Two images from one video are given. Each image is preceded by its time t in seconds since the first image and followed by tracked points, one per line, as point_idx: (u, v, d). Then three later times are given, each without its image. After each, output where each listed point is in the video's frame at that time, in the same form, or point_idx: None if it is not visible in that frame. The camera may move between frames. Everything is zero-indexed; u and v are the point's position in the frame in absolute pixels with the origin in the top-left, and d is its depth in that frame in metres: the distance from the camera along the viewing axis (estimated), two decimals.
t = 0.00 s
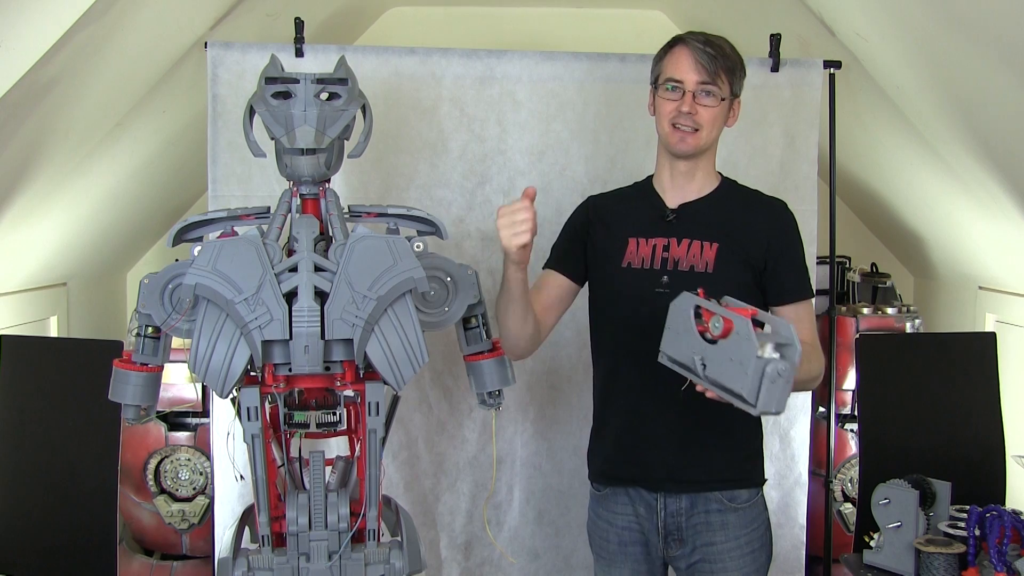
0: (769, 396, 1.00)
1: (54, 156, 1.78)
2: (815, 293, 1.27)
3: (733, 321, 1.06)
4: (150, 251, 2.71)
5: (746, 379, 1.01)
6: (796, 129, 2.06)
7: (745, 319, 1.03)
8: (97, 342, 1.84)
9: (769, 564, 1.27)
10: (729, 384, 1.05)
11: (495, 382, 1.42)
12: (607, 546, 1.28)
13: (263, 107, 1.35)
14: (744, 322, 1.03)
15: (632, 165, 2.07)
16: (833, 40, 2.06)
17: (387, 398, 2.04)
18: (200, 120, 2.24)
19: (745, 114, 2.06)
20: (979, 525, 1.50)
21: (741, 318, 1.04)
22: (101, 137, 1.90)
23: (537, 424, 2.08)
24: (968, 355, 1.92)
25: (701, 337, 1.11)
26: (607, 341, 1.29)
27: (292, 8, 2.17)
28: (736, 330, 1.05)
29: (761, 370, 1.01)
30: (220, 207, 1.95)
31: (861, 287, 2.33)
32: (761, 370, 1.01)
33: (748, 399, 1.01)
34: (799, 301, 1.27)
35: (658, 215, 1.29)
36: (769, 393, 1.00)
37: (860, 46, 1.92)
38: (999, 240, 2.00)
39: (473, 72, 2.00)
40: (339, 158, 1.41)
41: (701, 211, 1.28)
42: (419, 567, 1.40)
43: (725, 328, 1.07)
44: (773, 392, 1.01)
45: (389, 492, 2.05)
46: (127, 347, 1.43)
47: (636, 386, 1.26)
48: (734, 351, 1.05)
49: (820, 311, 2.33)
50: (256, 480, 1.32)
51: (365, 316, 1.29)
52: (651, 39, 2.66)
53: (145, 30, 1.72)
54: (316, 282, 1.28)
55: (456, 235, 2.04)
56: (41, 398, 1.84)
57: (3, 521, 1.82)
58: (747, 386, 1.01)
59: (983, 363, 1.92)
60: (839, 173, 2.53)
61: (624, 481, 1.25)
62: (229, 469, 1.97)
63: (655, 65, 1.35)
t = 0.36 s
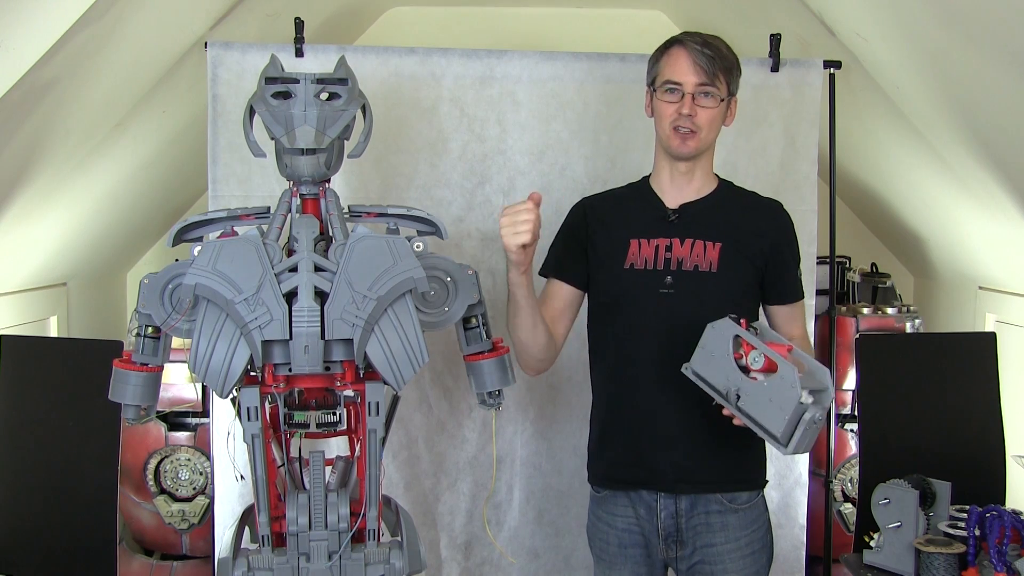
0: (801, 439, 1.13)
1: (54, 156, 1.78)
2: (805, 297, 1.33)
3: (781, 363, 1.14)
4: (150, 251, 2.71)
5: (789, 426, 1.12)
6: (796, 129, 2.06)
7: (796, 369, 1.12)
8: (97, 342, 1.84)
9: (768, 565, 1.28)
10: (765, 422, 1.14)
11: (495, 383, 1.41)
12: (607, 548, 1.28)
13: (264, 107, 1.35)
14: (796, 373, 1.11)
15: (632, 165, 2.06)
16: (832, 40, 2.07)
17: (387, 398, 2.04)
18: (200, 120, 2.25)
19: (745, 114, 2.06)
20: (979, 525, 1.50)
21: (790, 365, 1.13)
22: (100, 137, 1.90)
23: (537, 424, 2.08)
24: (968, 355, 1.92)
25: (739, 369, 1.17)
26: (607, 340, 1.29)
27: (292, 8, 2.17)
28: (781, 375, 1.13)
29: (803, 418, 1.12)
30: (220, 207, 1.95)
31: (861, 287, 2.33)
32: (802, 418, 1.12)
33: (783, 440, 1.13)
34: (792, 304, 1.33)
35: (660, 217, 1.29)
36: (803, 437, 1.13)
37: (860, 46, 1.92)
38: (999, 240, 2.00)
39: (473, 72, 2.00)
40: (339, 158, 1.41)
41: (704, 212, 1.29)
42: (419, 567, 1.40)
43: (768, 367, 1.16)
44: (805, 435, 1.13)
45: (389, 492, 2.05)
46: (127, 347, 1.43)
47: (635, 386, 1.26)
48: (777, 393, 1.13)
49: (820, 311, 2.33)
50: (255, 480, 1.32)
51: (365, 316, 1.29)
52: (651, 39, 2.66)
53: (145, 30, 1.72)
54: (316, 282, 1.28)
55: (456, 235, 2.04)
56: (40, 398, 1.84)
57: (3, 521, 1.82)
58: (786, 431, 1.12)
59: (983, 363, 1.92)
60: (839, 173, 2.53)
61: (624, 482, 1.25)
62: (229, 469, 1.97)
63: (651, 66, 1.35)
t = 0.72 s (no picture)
0: (756, 354, 1.08)
1: (54, 156, 1.78)
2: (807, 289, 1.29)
3: (739, 277, 1.10)
4: (150, 251, 2.71)
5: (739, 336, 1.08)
6: (796, 129, 2.06)
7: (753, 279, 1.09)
8: (97, 342, 1.84)
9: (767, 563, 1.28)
10: (719, 337, 1.10)
11: (495, 382, 1.41)
12: (606, 547, 1.27)
13: (264, 107, 1.35)
14: (752, 282, 1.08)
15: (632, 165, 2.06)
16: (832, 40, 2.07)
17: (387, 398, 2.04)
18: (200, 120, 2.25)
19: (745, 114, 2.06)
20: (979, 525, 1.50)
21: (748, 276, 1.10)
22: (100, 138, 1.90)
23: (537, 424, 2.08)
24: (968, 355, 1.92)
25: (700, 288, 1.13)
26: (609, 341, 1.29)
27: (292, 8, 2.17)
28: (737, 287, 1.10)
29: (756, 329, 1.08)
30: (221, 207, 1.95)
31: (861, 287, 2.33)
32: (756, 329, 1.08)
33: (736, 353, 1.09)
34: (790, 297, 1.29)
35: (651, 217, 1.29)
36: (757, 352, 1.08)
37: (860, 46, 1.92)
38: (999, 240, 2.00)
39: (473, 72, 2.00)
40: (339, 158, 1.41)
41: (696, 212, 1.28)
42: (419, 567, 1.40)
43: (727, 283, 1.11)
44: (759, 351, 1.09)
45: (389, 492, 2.06)
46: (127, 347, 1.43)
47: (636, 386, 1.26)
48: (734, 306, 1.10)
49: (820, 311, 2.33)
50: (255, 480, 1.32)
51: (365, 316, 1.29)
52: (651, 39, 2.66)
53: (145, 30, 1.72)
54: (316, 282, 1.28)
55: (456, 235, 2.04)
56: (40, 398, 1.84)
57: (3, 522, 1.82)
58: (738, 342, 1.08)
59: (983, 363, 1.92)
60: (839, 173, 2.53)
61: (623, 482, 1.25)
62: (229, 469, 1.96)
63: (639, 73, 1.33)
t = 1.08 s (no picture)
0: (687, 362, 1.04)
1: (54, 155, 1.78)
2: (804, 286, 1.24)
3: (669, 285, 1.07)
4: (150, 251, 2.71)
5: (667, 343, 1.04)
6: (796, 129, 2.06)
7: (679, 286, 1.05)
8: (97, 342, 1.84)
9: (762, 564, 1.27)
10: (655, 347, 1.08)
11: (495, 382, 1.41)
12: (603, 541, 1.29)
13: (264, 107, 1.35)
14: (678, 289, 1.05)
15: (632, 165, 2.06)
16: (832, 40, 2.07)
17: (387, 398, 2.04)
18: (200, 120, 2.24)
19: (745, 114, 2.06)
20: (979, 525, 1.50)
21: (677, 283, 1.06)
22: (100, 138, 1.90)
23: (537, 424, 2.08)
24: (968, 355, 1.92)
25: (639, 295, 1.14)
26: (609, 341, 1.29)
27: (292, 8, 2.17)
28: (668, 294, 1.07)
29: (685, 336, 1.04)
30: (221, 207, 1.95)
31: (861, 287, 2.33)
32: (685, 336, 1.04)
33: (668, 363, 1.05)
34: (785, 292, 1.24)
35: (643, 218, 1.30)
36: (689, 359, 1.04)
37: (860, 46, 1.92)
38: (999, 240, 1.99)
39: (473, 72, 2.00)
40: (339, 157, 1.41)
41: (686, 212, 1.28)
42: (419, 567, 1.40)
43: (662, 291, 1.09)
44: (693, 358, 1.04)
45: (389, 492, 2.06)
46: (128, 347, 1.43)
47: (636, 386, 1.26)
48: (666, 314, 1.07)
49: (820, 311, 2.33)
50: (255, 480, 1.32)
51: (365, 316, 1.28)
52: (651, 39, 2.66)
53: (145, 30, 1.72)
54: (316, 282, 1.28)
55: (456, 235, 2.04)
56: (40, 398, 1.84)
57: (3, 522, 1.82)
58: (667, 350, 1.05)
59: (983, 363, 1.92)
60: (839, 173, 2.53)
61: (620, 479, 1.26)
62: (229, 469, 1.96)
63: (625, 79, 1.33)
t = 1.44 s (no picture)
0: (640, 326, 1.06)
1: (54, 155, 1.77)
2: (799, 291, 1.23)
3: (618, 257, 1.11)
4: (150, 251, 2.71)
5: (619, 308, 1.06)
6: (796, 129, 2.06)
7: (626, 254, 1.08)
8: (96, 342, 1.84)
9: (758, 565, 1.26)
10: (611, 319, 1.10)
11: (495, 382, 1.41)
12: (601, 539, 1.30)
13: (264, 107, 1.35)
14: (625, 257, 1.08)
15: (632, 165, 2.06)
16: (832, 40, 2.06)
17: (387, 398, 2.04)
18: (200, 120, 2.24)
19: (745, 114, 2.06)
20: (979, 525, 1.50)
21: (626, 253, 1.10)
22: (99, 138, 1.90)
23: (537, 424, 2.08)
24: (968, 355, 1.92)
25: (598, 279, 1.17)
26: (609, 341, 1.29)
27: (292, 8, 2.17)
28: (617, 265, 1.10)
29: (635, 300, 1.06)
30: (221, 207, 1.95)
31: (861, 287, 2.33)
32: (635, 301, 1.06)
33: (622, 329, 1.07)
34: (779, 294, 1.23)
35: (643, 218, 1.30)
36: (641, 323, 1.06)
37: (860, 46, 1.92)
38: (999, 240, 2.00)
39: (473, 72, 2.00)
40: (339, 157, 1.41)
41: (684, 211, 1.27)
42: (419, 567, 1.40)
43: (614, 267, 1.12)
44: (646, 322, 1.06)
45: (389, 492, 2.06)
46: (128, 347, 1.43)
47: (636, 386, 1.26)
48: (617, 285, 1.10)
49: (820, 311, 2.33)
50: (255, 480, 1.32)
51: (365, 316, 1.28)
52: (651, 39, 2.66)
53: (145, 31, 1.72)
54: (316, 282, 1.28)
55: (456, 234, 2.04)
56: (39, 398, 1.84)
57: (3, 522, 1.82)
58: (620, 317, 1.07)
59: (982, 364, 1.92)
60: (839, 173, 2.53)
61: (618, 478, 1.26)
62: (229, 469, 1.96)
63: (625, 78, 1.33)
